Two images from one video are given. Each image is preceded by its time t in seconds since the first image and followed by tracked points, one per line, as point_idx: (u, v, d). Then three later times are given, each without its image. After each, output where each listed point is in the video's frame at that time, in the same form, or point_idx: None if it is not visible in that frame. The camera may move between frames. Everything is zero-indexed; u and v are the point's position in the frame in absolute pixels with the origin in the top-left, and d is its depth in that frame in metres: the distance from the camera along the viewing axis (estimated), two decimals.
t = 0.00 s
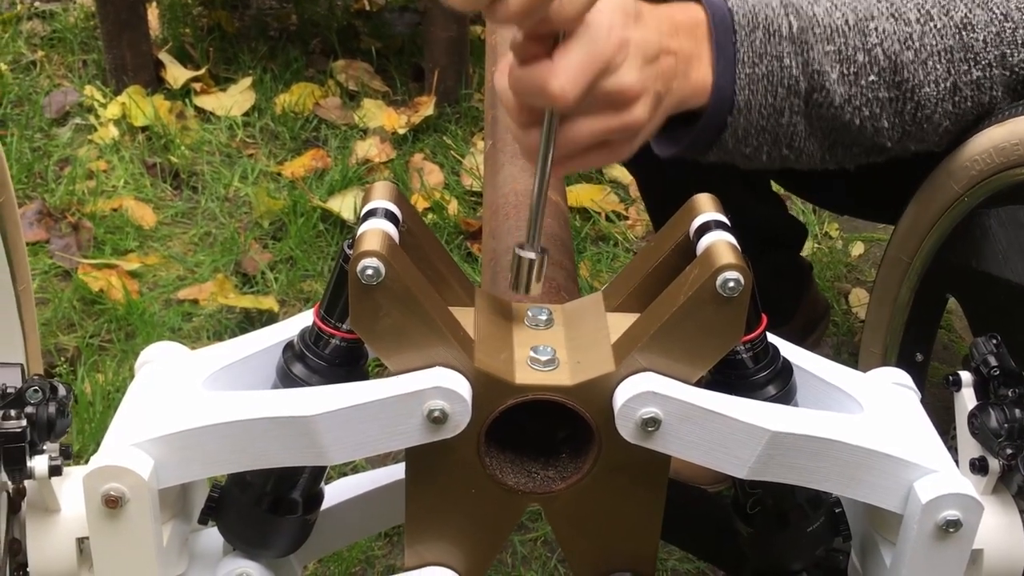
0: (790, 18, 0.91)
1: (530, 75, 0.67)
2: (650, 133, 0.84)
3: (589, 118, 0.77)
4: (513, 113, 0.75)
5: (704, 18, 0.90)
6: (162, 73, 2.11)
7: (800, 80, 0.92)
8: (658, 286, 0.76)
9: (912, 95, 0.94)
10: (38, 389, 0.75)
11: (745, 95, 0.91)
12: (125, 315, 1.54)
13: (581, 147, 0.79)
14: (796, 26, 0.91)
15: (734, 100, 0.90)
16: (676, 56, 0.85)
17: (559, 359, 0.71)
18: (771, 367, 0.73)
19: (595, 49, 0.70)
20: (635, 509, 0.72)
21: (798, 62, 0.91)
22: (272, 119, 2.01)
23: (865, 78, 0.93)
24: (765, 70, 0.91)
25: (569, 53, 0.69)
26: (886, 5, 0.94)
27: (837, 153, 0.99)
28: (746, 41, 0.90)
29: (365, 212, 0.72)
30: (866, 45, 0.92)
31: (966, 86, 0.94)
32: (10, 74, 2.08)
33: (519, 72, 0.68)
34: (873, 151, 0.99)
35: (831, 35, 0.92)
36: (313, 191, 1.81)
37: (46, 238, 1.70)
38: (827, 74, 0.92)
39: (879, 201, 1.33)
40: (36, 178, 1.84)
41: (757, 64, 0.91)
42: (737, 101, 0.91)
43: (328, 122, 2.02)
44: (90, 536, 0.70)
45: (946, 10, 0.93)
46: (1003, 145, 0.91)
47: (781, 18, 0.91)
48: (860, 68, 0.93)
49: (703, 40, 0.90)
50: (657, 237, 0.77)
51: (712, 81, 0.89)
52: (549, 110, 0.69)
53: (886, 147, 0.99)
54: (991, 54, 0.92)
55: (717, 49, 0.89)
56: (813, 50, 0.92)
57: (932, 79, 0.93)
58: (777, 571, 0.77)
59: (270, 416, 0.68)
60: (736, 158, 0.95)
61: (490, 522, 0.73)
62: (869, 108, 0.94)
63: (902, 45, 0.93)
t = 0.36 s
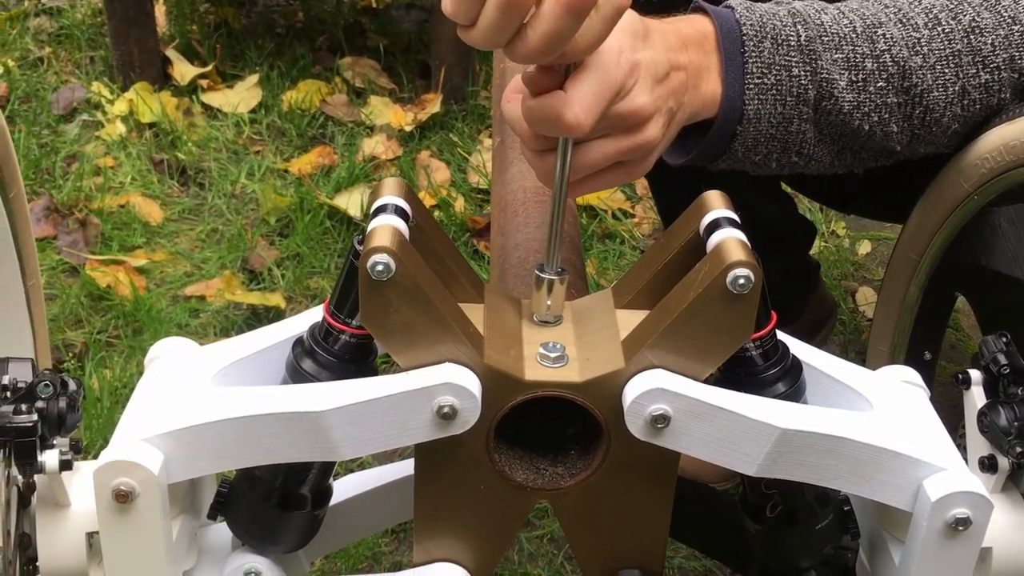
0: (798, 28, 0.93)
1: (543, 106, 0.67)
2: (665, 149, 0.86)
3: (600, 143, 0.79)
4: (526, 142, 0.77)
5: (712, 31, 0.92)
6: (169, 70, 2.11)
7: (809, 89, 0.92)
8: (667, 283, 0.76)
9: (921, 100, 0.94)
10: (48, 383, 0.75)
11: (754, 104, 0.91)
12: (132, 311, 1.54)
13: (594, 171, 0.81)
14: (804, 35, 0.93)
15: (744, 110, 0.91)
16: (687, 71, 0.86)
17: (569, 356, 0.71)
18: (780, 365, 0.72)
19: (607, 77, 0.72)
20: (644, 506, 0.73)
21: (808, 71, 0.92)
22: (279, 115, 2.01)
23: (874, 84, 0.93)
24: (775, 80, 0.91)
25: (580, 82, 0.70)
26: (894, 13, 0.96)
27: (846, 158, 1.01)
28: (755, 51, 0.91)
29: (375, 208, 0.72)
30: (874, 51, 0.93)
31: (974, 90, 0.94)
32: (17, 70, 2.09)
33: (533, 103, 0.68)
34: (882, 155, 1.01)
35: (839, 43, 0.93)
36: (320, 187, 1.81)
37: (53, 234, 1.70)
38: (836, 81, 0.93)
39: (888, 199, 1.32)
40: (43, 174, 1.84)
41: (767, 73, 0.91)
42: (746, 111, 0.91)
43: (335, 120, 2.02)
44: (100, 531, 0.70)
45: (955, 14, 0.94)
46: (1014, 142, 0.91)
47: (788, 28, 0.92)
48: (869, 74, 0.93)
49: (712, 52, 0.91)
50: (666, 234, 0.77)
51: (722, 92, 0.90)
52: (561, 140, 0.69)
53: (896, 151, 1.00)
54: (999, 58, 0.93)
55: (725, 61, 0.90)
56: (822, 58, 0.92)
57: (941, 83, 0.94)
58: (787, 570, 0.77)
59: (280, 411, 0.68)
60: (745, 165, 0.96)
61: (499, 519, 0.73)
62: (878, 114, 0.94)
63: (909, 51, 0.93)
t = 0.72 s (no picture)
0: (795, 30, 0.92)
1: (537, 114, 0.68)
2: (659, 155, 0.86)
3: (595, 150, 0.79)
4: (519, 151, 0.77)
5: (708, 34, 0.91)
6: (169, 65, 2.11)
7: (807, 92, 0.92)
8: (670, 280, 0.76)
9: (919, 99, 0.94)
10: (51, 378, 0.75)
11: (751, 108, 0.91)
12: (133, 307, 1.54)
13: (587, 178, 0.81)
14: (800, 38, 0.92)
15: (740, 114, 0.91)
16: (681, 78, 0.86)
17: (572, 352, 0.71)
18: (783, 361, 0.72)
19: (600, 86, 0.72)
20: (646, 502, 0.72)
21: (804, 74, 0.92)
22: (279, 111, 2.01)
23: (873, 84, 0.93)
24: (771, 83, 0.91)
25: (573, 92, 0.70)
26: (891, 12, 0.95)
27: (845, 159, 1.00)
28: (751, 55, 0.91)
29: (379, 203, 0.72)
30: (872, 51, 0.93)
31: (973, 87, 0.94)
32: (17, 66, 2.08)
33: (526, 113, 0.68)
34: (880, 154, 1.01)
35: (836, 44, 0.93)
36: (321, 184, 1.80)
37: (53, 229, 1.70)
38: (834, 83, 0.92)
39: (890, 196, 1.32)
40: (43, 169, 1.84)
41: (763, 77, 0.91)
42: (743, 115, 0.91)
43: (335, 116, 2.02)
44: (102, 526, 0.70)
45: (953, 12, 0.94)
46: (1016, 139, 0.91)
47: (785, 31, 0.92)
48: (867, 75, 0.93)
49: (708, 56, 0.91)
50: (669, 230, 0.77)
51: (718, 96, 0.91)
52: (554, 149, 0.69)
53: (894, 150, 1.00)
54: (998, 55, 0.93)
55: (720, 65, 0.90)
56: (818, 60, 0.92)
57: (940, 81, 0.94)
58: (789, 567, 0.76)
59: (283, 407, 0.68)
60: (744, 167, 0.97)
61: (501, 514, 0.73)
62: (876, 114, 0.94)
63: (908, 50, 0.93)
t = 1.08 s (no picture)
0: (795, 40, 0.92)
1: (543, 132, 0.66)
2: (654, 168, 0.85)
3: (595, 168, 0.77)
4: (518, 168, 0.75)
5: (707, 46, 0.91)
6: (162, 62, 2.10)
7: (805, 102, 0.92)
8: (663, 276, 0.76)
9: (918, 107, 0.95)
10: (40, 376, 0.75)
11: (749, 118, 0.91)
12: (125, 304, 1.54)
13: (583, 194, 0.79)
14: (799, 48, 0.92)
15: (738, 123, 0.91)
16: (678, 92, 0.85)
17: (564, 349, 0.71)
18: (775, 358, 0.71)
19: (600, 105, 0.71)
20: (638, 499, 0.72)
21: (803, 85, 0.92)
22: (273, 108, 2.01)
23: (871, 93, 0.93)
24: (769, 93, 0.91)
25: (575, 110, 0.69)
26: (890, 20, 0.95)
27: (844, 166, 1.01)
28: (750, 65, 0.90)
29: (370, 200, 0.72)
30: (870, 60, 0.93)
31: (973, 94, 0.94)
32: (9, 62, 2.08)
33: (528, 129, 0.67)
34: (880, 161, 1.01)
35: (835, 54, 0.93)
36: (314, 181, 1.80)
37: (46, 226, 1.70)
38: (832, 93, 0.92)
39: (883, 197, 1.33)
40: (36, 166, 1.83)
41: (762, 87, 0.91)
42: (741, 124, 0.91)
43: (329, 112, 2.02)
44: (93, 524, 0.70)
45: (952, 19, 0.94)
46: (1010, 136, 0.91)
47: (785, 41, 0.92)
48: (865, 84, 0.93)
49: (706, 66, 0.90)
50: (662, 227, 0.77)
51: (716, 108, 0.90)
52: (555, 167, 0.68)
53: (893, 157, 1.00)
54: (998, 61, 0.93)
55: (720, 77, 0.90)
56: (817, 70, 0.92)
57: (939, 89, 0.94)
58: (783, 565, 0.75)
59: (275, 404, 0.68)
60: (742, 177, 0.96)
61: (493, 511, 0.73)
62: (875, 122, 0.95)
63: (906, 59, 0.93)
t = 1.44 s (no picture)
0: (784, 32, 0.82)
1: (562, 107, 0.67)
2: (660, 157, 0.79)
3: (611, 149, 0.73)
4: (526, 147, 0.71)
5: (697, 43, 0.82)
6: (159, 61, 2.10)
7: (798, 94, 0.83)
8: (662, 275, 0.76)
9: (916, 93, 0.85)
10: (40, 375, 0.75)
11: (743, 113, 0.82)
12: (123, 304, 1.54)
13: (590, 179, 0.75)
14: (790, 40, 0.82)
15: (734, 117, 0.82)
16: (676, 83, 0.78)
17: (563, 347, 0.71)
18: (774, 356, 0.71)
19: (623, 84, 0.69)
20: (637, 497, 0.72)
21: (796, 78, 0.82)
22: (270, 107, 2.00)
23: (867, 83, 0.84)
24: (763, 89, 0.82)
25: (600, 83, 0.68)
26: None
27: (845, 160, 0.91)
28: (741, 61, 0.81)
29: (370, 198, 0.72)
30: (864, 49, 0.83)
31: (969, 77, 0.85)
32: (5, 61, 2.07)
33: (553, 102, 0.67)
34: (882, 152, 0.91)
35: (827, 43, 0.83)
36: (312, 180, 1.80)
37: (43, 226, 1.69)
38: (827, 85, 0.83)
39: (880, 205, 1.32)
40: (33, 166, 1.83)
41: (753, 82, 0.81)
42: (737, 118, 0.82)
43: (327, 112, 2.01)
44: (93, 523, 0.70)
45: None
46: (1008, 135, 0.91)
47: (774, 34, 0.82)
48: (860, 74, 0.83)
49: (698, 65, 0.81)
50: (662, 226, 0.77)
51: (710, 102, 0.81)
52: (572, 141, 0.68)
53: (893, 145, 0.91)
54: (993, 41, 0.84)
55: (711, 72, 0.81)
56: (810, 64, 0.83)
57: (935, 73, 0.84)
58: (783, 563, 0.75)
59: (276, 403, 0.68)
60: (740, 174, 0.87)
61: (494, 509, 0.73)
62: (873, 113, 0.85)
63: (902, 44, 0.83)
